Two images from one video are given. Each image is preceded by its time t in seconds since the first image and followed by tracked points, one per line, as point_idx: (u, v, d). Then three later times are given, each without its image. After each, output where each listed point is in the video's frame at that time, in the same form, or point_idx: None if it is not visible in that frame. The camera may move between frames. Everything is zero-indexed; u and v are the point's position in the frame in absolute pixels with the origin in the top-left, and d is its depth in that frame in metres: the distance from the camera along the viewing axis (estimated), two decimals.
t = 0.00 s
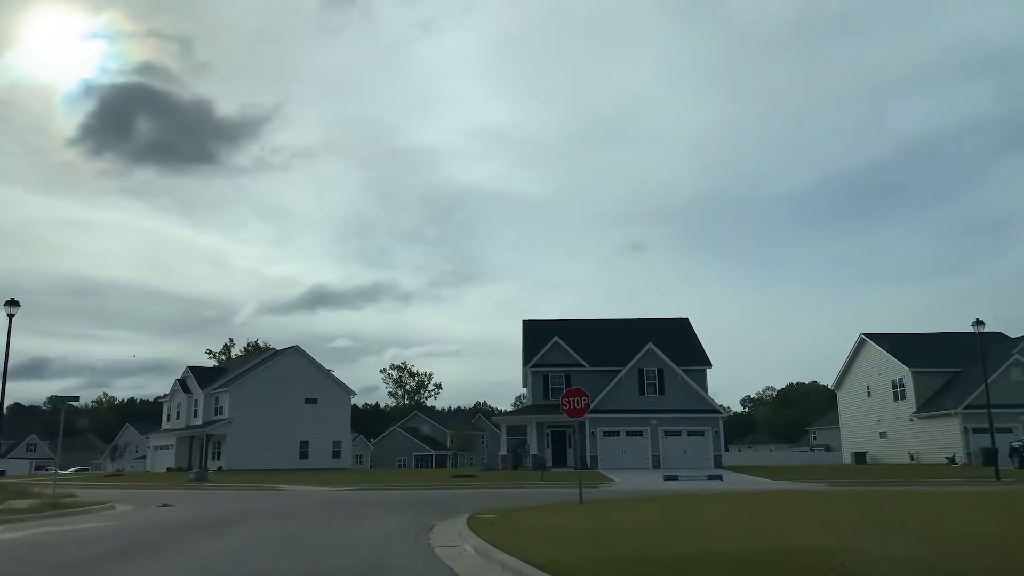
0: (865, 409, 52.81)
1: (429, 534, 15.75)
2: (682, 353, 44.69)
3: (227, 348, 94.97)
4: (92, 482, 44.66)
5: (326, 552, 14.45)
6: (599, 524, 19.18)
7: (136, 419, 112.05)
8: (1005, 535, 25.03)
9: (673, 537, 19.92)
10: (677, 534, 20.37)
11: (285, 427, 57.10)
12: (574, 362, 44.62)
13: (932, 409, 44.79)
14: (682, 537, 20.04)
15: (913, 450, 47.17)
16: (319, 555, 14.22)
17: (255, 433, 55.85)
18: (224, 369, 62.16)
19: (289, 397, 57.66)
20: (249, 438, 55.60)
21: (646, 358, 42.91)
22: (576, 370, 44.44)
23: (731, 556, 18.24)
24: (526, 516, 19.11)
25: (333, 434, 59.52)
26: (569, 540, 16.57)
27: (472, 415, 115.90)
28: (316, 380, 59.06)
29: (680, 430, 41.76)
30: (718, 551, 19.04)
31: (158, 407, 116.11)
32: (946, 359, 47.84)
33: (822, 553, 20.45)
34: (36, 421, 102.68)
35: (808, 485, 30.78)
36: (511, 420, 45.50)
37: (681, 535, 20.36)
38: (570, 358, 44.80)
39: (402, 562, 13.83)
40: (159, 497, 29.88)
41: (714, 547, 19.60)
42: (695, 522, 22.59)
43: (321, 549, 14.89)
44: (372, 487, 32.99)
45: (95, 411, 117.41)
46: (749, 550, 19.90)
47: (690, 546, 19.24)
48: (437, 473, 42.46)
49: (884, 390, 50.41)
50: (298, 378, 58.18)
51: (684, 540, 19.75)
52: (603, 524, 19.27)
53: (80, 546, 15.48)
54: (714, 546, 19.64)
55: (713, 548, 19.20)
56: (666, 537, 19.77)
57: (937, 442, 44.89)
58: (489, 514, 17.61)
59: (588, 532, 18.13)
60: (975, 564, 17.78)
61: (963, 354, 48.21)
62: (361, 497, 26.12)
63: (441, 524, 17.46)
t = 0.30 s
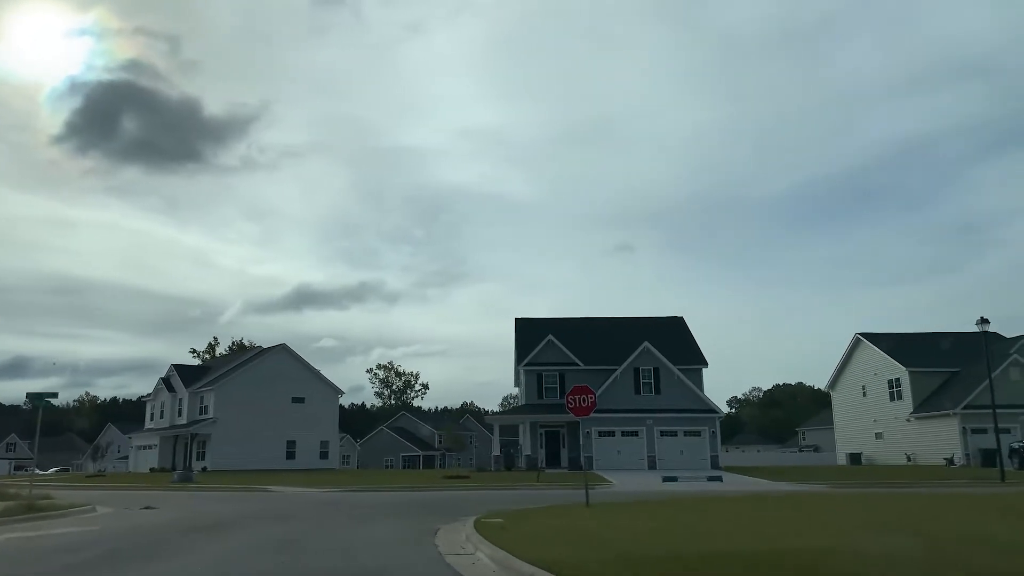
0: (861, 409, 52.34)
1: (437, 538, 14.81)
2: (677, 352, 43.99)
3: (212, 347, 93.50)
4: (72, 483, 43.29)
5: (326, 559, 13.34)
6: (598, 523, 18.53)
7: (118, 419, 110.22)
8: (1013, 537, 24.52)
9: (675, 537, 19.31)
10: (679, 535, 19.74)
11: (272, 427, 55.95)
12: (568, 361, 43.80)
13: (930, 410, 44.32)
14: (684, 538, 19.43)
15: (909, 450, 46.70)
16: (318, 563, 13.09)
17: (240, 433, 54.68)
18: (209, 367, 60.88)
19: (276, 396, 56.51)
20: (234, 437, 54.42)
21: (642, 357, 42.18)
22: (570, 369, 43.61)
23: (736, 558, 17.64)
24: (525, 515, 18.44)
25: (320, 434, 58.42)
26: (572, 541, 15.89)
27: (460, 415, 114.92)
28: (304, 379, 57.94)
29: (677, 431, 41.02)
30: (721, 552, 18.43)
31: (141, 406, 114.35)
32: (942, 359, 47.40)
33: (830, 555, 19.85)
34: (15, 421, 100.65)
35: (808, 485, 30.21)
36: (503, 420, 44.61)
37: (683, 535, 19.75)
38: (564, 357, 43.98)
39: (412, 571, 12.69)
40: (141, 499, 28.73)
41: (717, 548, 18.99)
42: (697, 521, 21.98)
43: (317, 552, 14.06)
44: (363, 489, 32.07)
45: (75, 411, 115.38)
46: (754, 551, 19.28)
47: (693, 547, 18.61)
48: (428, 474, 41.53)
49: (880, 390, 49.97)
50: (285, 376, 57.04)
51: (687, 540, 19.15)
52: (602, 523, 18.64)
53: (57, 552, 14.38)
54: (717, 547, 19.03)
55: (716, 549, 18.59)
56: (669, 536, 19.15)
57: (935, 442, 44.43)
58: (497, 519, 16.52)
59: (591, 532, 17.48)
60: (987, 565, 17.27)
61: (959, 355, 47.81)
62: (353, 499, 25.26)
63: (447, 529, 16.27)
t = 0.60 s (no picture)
0: (854, 410, 51.92)
1: (442, 542, 14.02)
2: (672, 351, 43.31)
3: (195, 346, 92.03)
4: (51, 484, 42.01)
5: (323, 565, 12.26)
6: (601, 524, 17.80)
7: (99, 419, 108.41)
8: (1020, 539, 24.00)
9: (679, 539, 18.62)
10: (683, 536, 19.05)
11: (256, 427, 54.81)
12: (561, 360, 43.02)
13: (926, 411, 43.88)
14: (689, 540, 18.74)
15: (905, 452, 46.28)
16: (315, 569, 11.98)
17: (224, 433, 53.50)
18: (193, 366, 59.63)
19: (261, 396, 55.36)
20: (218, 438, 53.23)
21: (637, 356, 41.48)
22: (563, 368, 42.84)
23: (744, 560, 16.98)
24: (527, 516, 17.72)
25: (306, 434, 57.32)
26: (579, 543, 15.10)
27: (446, 416, 113.88)
28: (290, 378, 56.82)
29: (671, 431, 40.34)
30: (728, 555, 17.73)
31: (123, 406, 112.55)
32: (937, 359, 47.04)
33: (838, 558, 19.22)
34: None
35: (808, 486, 29.64)
36: (495, 420, 43.76)
37: (687, 536, 19.06)
38: (557, 356, 43.21)
39: None
40: (121, 501, 27.67)
41: (722, 550, 18.32)
42: (700, 522, 21.30)
43: (311, 556, 13.27)
44: (352, 490, 31.17)
45: (54, 411, 113.44)
46: (760, 553, 18.63)
47: (699, 549, 17.92)
48: (419, 475, 40.63)
49: (875, 391, 49.51)
50: (270, 375, 55.89)
51: (692, 542, 18.45)
52: (602, 524, 17.95)
53: (32, 561, 13.36)
54: (723, 548, 18.36)
55: (722, 551, 17.91)
56: (673, 538, 18.45)
57: (930, 443, 44.06)
58: (506, 523, 15.33)
59: (594, 535, 16.75)
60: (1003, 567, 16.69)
61: (954, 355, 47.48)
62: (345, 501, 24.40)
63: (453, 533, 14.91)
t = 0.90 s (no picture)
0: (845, 410, 51.61)
1: (446, 546, 13.07)
2: (665, 350, 42.72)
3: (176, 345, 90.56)
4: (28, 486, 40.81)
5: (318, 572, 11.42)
6: (599, 523, 17.22)
7: (78, 419, 106.52)
8: None
9: (681, 541, 17.98)
10: (687, 538, 18.39)
11: (240, 427, 53.68)
12: (552, 359, 42.33)
13: (920, 411, 43.56)
14: (692, 543, 18.09)
15: (898, 452, 45.99)
16: None
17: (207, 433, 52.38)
18: (175, 365, 58.43)
19: (244, 395, 54.27)
20: (201, 438, 52.11)
21: (630, 355, 40.84)
22: (555, 367, 42.15)
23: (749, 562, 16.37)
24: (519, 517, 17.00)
25: (291, 435, 56.30)
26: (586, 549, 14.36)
27: (431, 417, 112.96)
28: (274, 377, 55.77)
29: (664, 431, 39.72)
30: (735, 560, 17.10)
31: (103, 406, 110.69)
32: (930, 359, 46.79)
33: (846, 561, 18.63)
34: None
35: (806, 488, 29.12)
36: (484, 420, 43.01)
37: (691, 539, 18.45)
38: (549, 355, 42.50)
39: None
40: (100, 504, 26.65)
41: (726, 554, 17.74)
42: (702, 521, 20.72)
43: (305, 562, 12.46)
44: (341, 492, 30.32)
45: (31, 411, 111.36)
46: (764, 557, 18.02)
47: (703, 554, 17.28)
48: (407, 476, 39.77)
49: (866, 391, 49.20)
50: (254, 374, 54.82)
51: (697, 545, 17.83)
52: (595, 522, 17.36)
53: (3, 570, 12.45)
54: (727, 553, 17.75)
55: (726, 555, 17.31)
56: (678, 542, 17.78)
57: (923, 444, 43.76)
58: (515, 528, 14.34)
59: (595, 538, 16.02)
60: (1017, 571, 16.20)
61: (946, 355, 47.26)
62: (337, 504, 23.59)
63: (458, 537, 13.86)
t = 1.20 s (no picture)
0: (835, 410, 51.22)
1: (449, 553, 12.16)
2: (656, 348, 42.01)
3: (155, 343, 88.88)
4: None
5: None
6: (601, 525, 16.39)
7: (53, 419, 104.42)
8: None
9: (686, 543, 17.21)
10: (691, 541, 17.63)
11: (221, 427, 52.45)
12: (542, 357, 41.53)
13: (912, 410, 43.17)
14: (697, 546, 17.32)
15: (889, 452, 45.62)
16: None
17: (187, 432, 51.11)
18: (154, 362, 57.04)
19: (225, 394, 53.03)
20: (180, 437, 50.82)
21: (621, 353, 40.07)
22: (545, 365, 41.36)
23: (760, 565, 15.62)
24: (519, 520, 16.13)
25: (273, 434, 55.14)
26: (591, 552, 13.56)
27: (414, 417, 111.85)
28: (255, 375, 54.57)
29: (656, 430, 39.01)
30: (743, 564, 16.33)
31: (80, 405, 108.68)
32: (921, 358, 46.47)
33: (855, 563, 17.93)
34: None
35: (804, 488, 28.49)
36: (472, 419, 42.16)
37: (695, 541, 17.69)
38: (538, 352, 41.68)
39: None
40: (73, 506, 25.51)
41: (733, 557, 16.98)
42: (705, 521, 19.96)
43: (293, 569, 11.50)
44: (326, 493, 29.32)
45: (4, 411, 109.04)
46: (772, 560, 17.28)
47: (709, 558, 16.50)
48: (393, 477, 38.80)
49: (857, 390, 48.83)
50: (235, 372, 53.59)
51: (702, 548, 17.05)
52: (596, 523, 16.55)
53: None
54: (734, 556, 16.99)
55: (734, 559, 16.54)
56: (683, 545, 17.00)
57: (915, 443, 43.38)
58: (522, 533, 13.34)
59: (600, 541, 15.19)
60: None
61: (937, 355, 46.96)
62: (324, 506, 22.61)
63: (462, 541, 12.82)
